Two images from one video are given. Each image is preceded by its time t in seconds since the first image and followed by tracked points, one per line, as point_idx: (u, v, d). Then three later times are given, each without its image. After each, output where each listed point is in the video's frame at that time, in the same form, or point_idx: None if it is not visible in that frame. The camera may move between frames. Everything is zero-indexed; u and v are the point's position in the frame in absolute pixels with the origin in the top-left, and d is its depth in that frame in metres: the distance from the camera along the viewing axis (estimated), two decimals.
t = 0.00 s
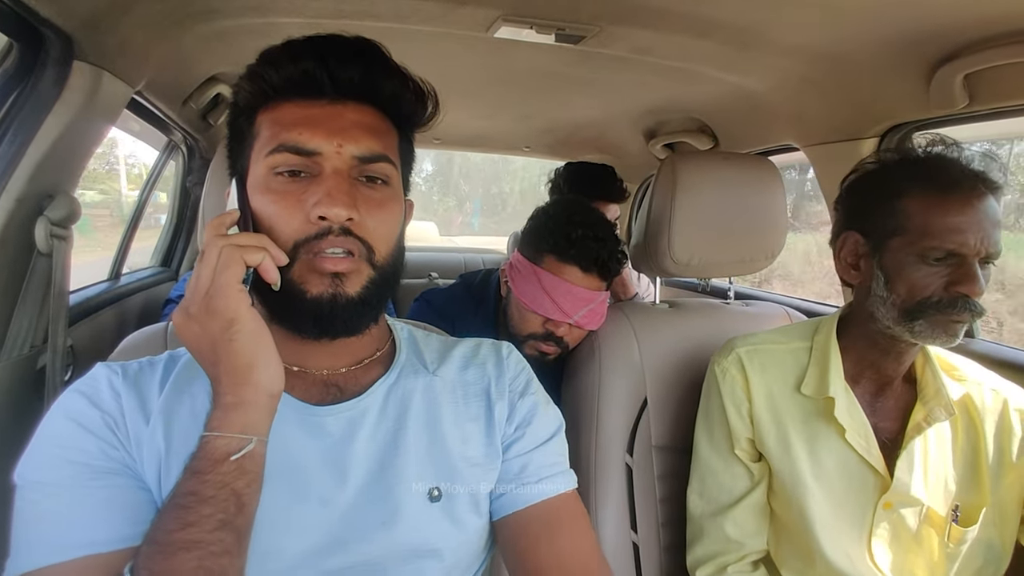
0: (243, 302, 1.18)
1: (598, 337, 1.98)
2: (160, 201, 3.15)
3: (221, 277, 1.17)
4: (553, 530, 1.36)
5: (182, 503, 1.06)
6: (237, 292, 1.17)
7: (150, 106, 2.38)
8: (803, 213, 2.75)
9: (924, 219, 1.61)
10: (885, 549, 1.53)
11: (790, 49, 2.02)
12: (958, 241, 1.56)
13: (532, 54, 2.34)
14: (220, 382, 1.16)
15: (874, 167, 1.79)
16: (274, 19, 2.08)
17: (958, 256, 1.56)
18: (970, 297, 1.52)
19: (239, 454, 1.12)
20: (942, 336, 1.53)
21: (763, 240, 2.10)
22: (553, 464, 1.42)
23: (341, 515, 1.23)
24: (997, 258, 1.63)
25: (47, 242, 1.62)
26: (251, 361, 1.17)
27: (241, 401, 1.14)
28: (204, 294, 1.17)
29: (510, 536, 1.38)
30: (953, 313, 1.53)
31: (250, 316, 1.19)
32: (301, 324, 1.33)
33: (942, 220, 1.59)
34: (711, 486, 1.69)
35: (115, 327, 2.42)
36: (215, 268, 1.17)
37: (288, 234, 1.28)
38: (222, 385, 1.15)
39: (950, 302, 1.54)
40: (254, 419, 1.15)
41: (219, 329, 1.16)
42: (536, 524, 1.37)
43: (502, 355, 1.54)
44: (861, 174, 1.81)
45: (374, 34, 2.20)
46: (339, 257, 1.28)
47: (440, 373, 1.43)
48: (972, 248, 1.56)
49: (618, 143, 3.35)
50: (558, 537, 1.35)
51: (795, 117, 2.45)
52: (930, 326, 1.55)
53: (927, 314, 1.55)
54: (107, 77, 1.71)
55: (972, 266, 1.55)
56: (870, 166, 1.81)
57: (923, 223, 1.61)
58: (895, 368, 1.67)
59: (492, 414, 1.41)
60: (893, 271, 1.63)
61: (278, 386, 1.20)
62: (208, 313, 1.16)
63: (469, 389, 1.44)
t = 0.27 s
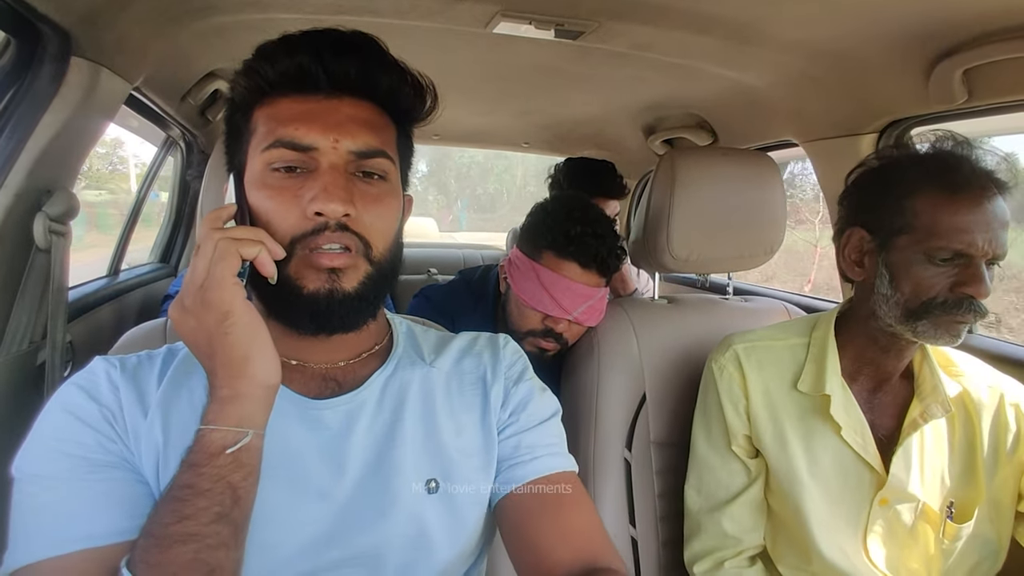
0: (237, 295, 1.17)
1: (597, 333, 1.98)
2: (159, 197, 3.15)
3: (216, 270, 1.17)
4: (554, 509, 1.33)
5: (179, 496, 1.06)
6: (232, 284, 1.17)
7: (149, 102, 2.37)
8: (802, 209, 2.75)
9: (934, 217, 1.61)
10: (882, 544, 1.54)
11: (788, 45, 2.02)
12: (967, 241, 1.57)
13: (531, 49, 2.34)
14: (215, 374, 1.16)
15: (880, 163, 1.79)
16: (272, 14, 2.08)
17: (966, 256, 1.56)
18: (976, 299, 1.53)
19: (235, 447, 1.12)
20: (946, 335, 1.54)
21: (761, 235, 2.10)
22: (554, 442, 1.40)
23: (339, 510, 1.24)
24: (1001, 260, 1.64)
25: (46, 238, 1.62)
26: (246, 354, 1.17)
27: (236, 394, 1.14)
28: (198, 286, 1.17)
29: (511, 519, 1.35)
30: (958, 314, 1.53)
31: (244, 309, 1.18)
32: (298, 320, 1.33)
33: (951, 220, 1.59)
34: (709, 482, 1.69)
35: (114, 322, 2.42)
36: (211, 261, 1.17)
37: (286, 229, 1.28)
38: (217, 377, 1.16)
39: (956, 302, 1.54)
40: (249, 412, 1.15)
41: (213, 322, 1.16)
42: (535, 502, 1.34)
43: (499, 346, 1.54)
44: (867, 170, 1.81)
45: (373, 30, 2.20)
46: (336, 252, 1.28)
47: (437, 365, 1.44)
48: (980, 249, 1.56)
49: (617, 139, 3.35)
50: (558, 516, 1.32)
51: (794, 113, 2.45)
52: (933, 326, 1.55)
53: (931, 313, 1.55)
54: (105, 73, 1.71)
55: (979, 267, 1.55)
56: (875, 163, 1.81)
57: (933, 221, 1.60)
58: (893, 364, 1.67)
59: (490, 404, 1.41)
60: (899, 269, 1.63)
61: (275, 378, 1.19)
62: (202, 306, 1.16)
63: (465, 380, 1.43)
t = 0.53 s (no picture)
0: (237, 298, 1.18)
1: (595, 334, 1.99)
2: (157, 199, 3.15)
3: (217, 272, 1.17)
4: (536, 465, 1.19)
5: (177, 500, 1.04)
6: (230, 286, 1.17)
7: (147, 104, 2.37)
8: (800, 209, 2.75)
9: (928, 219, 1.61)
10: (881, 543, 1.54)
11: (786, 46, 2.02)
12: (961, 243, 1.57)
13: (529, 50, 2.34)
14: (212, 376, 1.15)
15: (875, 164, 1.79)
16: (270, 16, 2.08)
17: (961, 259, 1.57)
18: (971, 301, 1.54)
19: (233, 449, 1.11)
20: (938, 339, 1.55)
21: (761, 236, 2.10)
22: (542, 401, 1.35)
23: (336, 511, 1.23)
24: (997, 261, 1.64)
25: (43, 241, 1.62)
26: (243, 356, 1.16)
27: (234, 396, 1.14)
28: (197, 288, 1.17)
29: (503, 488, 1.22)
30: (950, 317, 1.54)
31: (243, 311, 1.18)
32: (297, 323, 1.34)
33: (946, 221, 1.59)
34: (707, 483, 1.69)
35: (112, 324, 2.42)
36: (212, 263, 1.17)
37: (288, 231, 1.28)
38: (215, 380, 1.15)
39: (950, 305, 1.55)
40: (247, 414, 1.14)
41: (211, 324, 1.16)
42: (518, 467, 1.22)
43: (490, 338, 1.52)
44: (863, 171, 1.82)
45: (371, 31, 2.20)
46: (337, 257, 1.28)
47: (427, 357, 1.43)
48: (975, 250, 1.57)
49: (615, 139, 3.35)
50: (539, 467, 1.18)
51: (792, 113, 2.45)
52: (927, 329, 1.56)
53: (925, 318, 1.56)
54: (103, 75, 1.71)
55: (974, 270, 1.56)
56: (871, 163, 1.81)
57: (927, 224, 1.61)
58: (891, 364, 1.67)
59: (477, 390, 1.39)
60: (894, 271, 1.63)
61: (272, 379, 1.19)
62: (201, 307, 1.16)
63: (453, 368, 1.41)
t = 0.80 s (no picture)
0: (244, 292, 1.17)
1: (595, 332, 1.99)
2: (156, 198, 3.15)
3: (222, 265, 1.17)
4: (509, 460, 1.14)
5: (183, 495, 0.97)
6: (237, 280, 1.17)
7: (145, 102, 2.37)
8: (800, 207, 2.75)
9: (920, 211, 1.62)
10: (879, 541, 1.54)
11: (788, 43, 2.01)
12: (953, 234, 1.57)
13: (529, 48, 2.33)
14: (218, 371, 1.12)
15: (871, 162, 1.80)
16: (269, 14, 2.07)
17: (954, 249, 1.57)
18: (966, 291, 1.53)
19: (240, 445, 1.07)
20: (938, 331, 1.54)
21: (761, 235, 2.10)
22: (531, 385, 1.33)
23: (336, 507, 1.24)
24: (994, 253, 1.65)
25: (42, 239, 1.62)
26: (249, 351, 1.13)
27: (240, 391, 1.10)
28: (203, 285, 1.16)
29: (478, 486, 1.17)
30: (947, 308, 1.53)
31: (249, 304, 1.17)
32: (301, 314, 1.34)
33: (937, 214, 1.60)
34: (706, 481, 1.69)
35: (111, 322, 2.41)
36: (218, 257, 1.18)
37: (293, 226, 1.28)
38: (219, 375, 1.12)
39: (946, 296, 1.54)
40: (253, 410, 1.10)
41: (218, 319, 1.15)
42: (492, 464, 1.17)
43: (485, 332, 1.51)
44: (858, 169, 1.83)
45: (370, 29, 2.20)
46: (343, 246, 1.28)
47: (424, 352, 1.43)
48: (968, 241, 1.57)
49: (614, 138, 3.35)
50: (510, 462, 1.13)
51: (793, 111, 2.44)
52: (925, 322, 1.55)
53: (923, 311, 1.56)
54: (102, 72, 1.70)
55: (968, 259, 1.56)
56: (868, 161, 1.82)
57: (919, 217, 1.61)
58: (891, 361, 1.68)
59: (471, 383, 1.38)
60: (888, 266, 1.64)
61: (278, 376, 1.15)
62: (208, 302, 1.15)
63: (447, 362, 1.41)
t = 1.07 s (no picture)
0: (247, 292, 1.17)
1: (595, 333, 1.99)
2: (155, 199, 3.15)
3: (226, 266, 1.17)
4: (498, 460, 1.16)
5: (187, 497, 0.97)
6: (242, 283, 1.17)
7: (145, 102, 2.37)
8: (800, 207, 2.75)
9: (917, 210, 1.62)
10: (881, 541, 1.54)
11: (788, 43, 2.01)
12: (951, 232, 1.57)
13: (529, 49, 2.33)
14: (222, 373, 1.13)
15: (870, 162, 1.79)
16: (269, 15, 2.08)
17: (951, 248, 1.57)
18: (963, 289, 1.53)
19: (244, 447, 1.07)
20: (935, 329, 1.54)
21: (761, 236, 2.11)
22: (524, 382, 1.34)
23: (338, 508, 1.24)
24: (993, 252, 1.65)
25: (42, 240, 1.62)
26: (253, 352, 1.14)
27: (242, 392, 1.10)
28: (207, 284, 1.17)
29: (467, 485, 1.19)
30: (943, 305, 1.54)
31: (252, 305, 1.17)
32: (304, 319, 1.33)
33: (934, 212, 1.60)
34: (707, 481, 1.70)
35: (111, 322, 2.41)
36: (222, 257, 1.18)
37: (296, 229, 1.28)
38: (221, 376, 1.13)
39: (942, 293, 1.55)
40: (255, 412, 1.10)
41: (221, 320, 1.15)
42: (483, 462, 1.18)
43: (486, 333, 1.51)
44: (858, 169, 1.82)
45: (370, 30, 2.20)
46: (347, 256, 1.28)
47: (424, 353, 1.43)
48: (964, 240, 1.57)
49: (614, 138, 3.35)
50: (494, 461, 1.16)
51: (793, 111, 2.45)
52: (921, 320, 1.56)
53: (918, 309, 1.57)
54: (101, 72, 1.70)
55: (965, 258, 1.56)
56: (868, 161, 1.82)
57: (917, 215, 1.62)
58: (893, 363, 1.68)
59: (471, 384, 1.38)
60: (887, 264, 1.64)
61: (281, 377, 1.16)
62: (211, 302, 1.16)
63: (447, 362, 1.42)
